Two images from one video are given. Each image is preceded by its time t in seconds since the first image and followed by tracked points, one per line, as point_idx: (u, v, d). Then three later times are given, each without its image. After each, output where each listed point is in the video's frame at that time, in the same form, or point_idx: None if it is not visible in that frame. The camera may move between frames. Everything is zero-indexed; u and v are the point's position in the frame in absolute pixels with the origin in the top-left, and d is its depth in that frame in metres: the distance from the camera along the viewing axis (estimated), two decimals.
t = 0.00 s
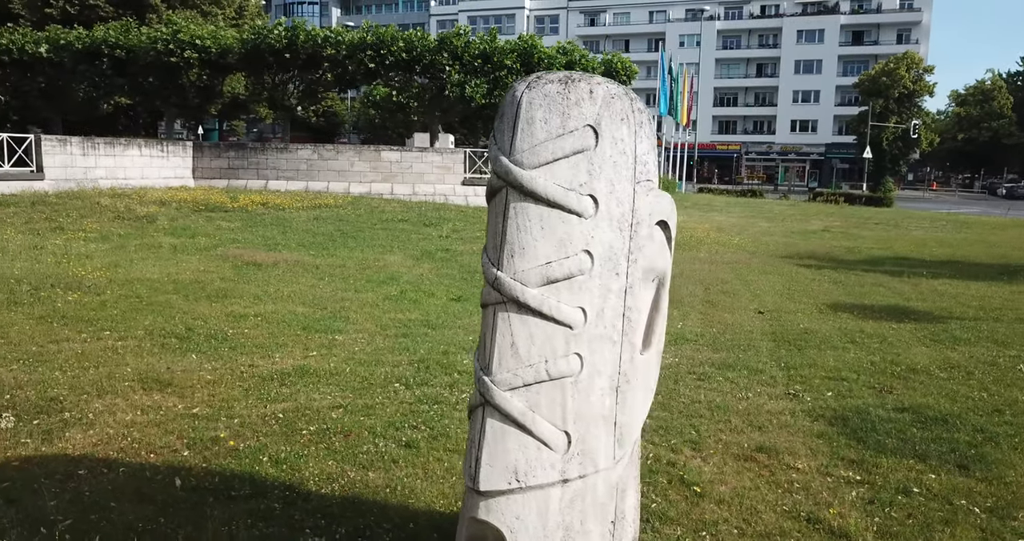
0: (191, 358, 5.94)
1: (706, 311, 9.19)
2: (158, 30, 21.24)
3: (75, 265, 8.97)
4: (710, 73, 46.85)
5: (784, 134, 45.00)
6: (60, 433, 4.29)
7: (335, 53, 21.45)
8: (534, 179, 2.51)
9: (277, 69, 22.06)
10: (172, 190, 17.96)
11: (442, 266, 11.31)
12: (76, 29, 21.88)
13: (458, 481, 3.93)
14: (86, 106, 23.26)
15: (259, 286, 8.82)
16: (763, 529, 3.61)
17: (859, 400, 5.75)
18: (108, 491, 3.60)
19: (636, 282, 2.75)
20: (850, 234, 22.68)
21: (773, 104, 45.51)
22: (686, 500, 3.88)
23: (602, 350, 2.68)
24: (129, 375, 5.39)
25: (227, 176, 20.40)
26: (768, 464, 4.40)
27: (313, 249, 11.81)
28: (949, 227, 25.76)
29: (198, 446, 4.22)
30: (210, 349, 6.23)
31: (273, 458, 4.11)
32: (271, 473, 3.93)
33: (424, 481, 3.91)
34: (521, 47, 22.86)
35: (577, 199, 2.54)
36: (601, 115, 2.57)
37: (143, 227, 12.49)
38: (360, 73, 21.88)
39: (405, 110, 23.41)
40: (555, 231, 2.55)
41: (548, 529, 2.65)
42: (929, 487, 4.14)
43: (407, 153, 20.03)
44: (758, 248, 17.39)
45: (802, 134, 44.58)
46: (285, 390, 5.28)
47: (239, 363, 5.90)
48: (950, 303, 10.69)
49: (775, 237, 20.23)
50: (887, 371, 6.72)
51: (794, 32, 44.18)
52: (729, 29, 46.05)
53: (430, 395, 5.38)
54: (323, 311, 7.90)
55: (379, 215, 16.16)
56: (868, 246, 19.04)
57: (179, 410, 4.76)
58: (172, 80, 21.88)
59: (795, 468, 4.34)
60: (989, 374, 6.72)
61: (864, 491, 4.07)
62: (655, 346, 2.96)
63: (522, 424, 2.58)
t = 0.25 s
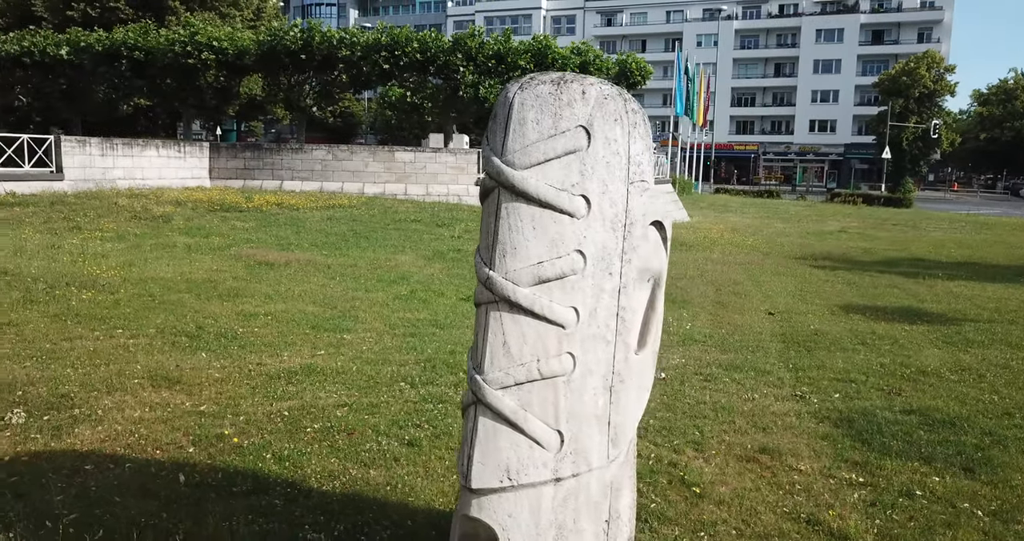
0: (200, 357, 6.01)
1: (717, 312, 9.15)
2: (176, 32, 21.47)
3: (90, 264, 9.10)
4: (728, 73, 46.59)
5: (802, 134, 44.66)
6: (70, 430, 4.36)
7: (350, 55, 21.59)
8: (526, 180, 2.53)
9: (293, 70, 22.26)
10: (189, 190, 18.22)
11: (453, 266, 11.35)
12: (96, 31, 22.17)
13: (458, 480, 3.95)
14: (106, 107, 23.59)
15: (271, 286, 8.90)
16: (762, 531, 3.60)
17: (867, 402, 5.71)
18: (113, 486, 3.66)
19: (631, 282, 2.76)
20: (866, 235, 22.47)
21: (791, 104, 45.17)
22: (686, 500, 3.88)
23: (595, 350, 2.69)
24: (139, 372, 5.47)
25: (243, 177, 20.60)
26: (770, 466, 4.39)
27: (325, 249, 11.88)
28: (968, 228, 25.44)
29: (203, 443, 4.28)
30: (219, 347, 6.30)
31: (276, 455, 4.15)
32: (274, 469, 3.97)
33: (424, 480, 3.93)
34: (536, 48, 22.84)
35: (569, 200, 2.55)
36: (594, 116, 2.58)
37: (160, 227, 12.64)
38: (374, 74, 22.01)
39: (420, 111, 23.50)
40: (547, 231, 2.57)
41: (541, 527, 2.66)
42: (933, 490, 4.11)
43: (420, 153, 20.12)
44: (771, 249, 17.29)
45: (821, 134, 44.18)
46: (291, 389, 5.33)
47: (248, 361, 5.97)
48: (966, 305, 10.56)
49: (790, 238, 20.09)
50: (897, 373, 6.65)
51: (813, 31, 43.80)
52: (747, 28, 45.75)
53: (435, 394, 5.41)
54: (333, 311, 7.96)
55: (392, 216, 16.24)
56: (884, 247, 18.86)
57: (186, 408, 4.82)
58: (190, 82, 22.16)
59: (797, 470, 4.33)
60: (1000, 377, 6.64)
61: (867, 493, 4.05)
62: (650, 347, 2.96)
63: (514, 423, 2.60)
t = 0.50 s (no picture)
0: (210, 355, 6.08)
1: (727, 312, 9.12)
2: (194, 34, 21.69)
3: (105, 264, 9.23)
4: (745, 73, 46.29)
5: (821, 134, 44.28)
6: (79, 426, 4.43)
7: (365, 55, 21.72)
8: (518, 180, 2.55)
9: (308, 71, 22.43)
10: (206, 190, 18.43)
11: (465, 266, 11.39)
12: (116, 34, 22.43)
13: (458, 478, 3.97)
14: (125, 108, 23.90)
15: (283, 285, 8.98)
16: (760, 532, 3.59)
17: (874, 404, 5.67)
18: (119, 481, 3.72)
19: (625, 282, 2.77)
20: (883, 236, 22.27)
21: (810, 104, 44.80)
22: (686, 500, 3.89)
23: (589, 349, 2.71)
24: (149, 370, 5.55)
25: (259, 177, 20.78)
26: (773, 467, 4.37)
27: (338, 249, 11.96)
28: (988, 229, 25.15)
29: (209, 440, 4.34)
30: (229, 345, 6.37)
31: (280, 452, 4.20)
32: (277, 466, 4.02)
33: (425, 478, 3.96)
34: (550, 48, 22.83)
35: (562, 199, 2.57)
36: (587, 116, 2.59)
37: (175, 227, 12.78)
38: (389, 75, 22.13)
39: (434, 112, 23.58)
40: (540, 230, 2.58)
41: (533, 525, 2.68)
42: (937, 493, 4.08)
43: (434, 154, 20.18)
44: (786, 250, 17.19)
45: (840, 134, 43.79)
46: (298, 387, 5.38)
47: (257, 359, 6.03)
48: (981, 307, 10.45)
49: (805, 239, 19.96)
50: (907, 375, 6.59)
51: (832, 31, 43.41)
52: (765, 28, 45.43)
53: (440, 393, 5.43)
54: (343, 310, 8.02)
55: (405, 216, 16.32)
56: (901, 249, 18.68)
57: (194, 405, 4.88)
58: (208, 83, 22.38)
59: (800, 471, 4.31)
60: (1012, 380, 6.56)
61: (869, 495, 4.03)
62: (646, 346, 2.97)
63: (507, 421, 2.62)
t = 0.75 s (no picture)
0: (219, 353, 6.16)
1: (738, 314, 9.07)
2: (211, 36, 21.88)
3: (120, 263, 9.35)
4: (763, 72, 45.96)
5: (840, 134, 43.88)
6: (88, 422, 4.50)
7: (379, 56, 21.81)
8: (511, 180, 2.56)
9: (324, 72, 22.57)
10: (222, 190, 18.66)
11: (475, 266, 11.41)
12: (135, 36, 22.70)
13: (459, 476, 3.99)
14: (144, 109, 24.19)
15: (294, 285, 9.06)
16: (759, 533, 3.59)
17: (882, 406, 5.62)
18: (124, 477, 3.77)
19: (620, 282, 2.77)
20: (901, 237, 22.06)
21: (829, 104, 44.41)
22: (687, 501, 3.88)
23: (583, 349, 2.72)
24: (159, 368, 5.62)
25: (274, 177, 20.94)
26: (777, 469, 4.35)
27: (350, 249, 12.04)
28: (1008, 230, 24.81)
29: (214, 437, 4.39)
30: (239, 344, 6.44)
31: (284, 450, 4.24)
32: (281, 463, 4.06)
33: (424, 476, 3.99)
34: (564, 49, 22.77)
35: (555, 200, 2.58)
36: (580, 117, 2.60)
37: (190, 227, 12.91)
38: (403, 76, 22.26)
39: (448, 113, 23.63)
40: (534, 230, 2.60)
41: (526, 525, 2.69)
42: (941, 496, 4.04)
43: (448, 154, 20.22)
44: (800, 250, 17.07)
45: (859, 134, 43.39)
46: (304, 386, 5.44)
47: (265, 358, 6.09)
48: (996, 309, 10.32)
49: (821, 240, 19.82)
50: (917, 377, 6.53)
51: (852, 30, 42.98)
52: (784, 27, 45.04)
53: (445, 392, 5.46)
54: (353, 310, 8.08)
55: (418, 216, 16.38)
56: (918, 250, 18.48)
57: (201, 403, 4.94)
58: (225, 84, 22.60)
59: (802, 473, 4.29)
60: None
61: (872, 498, 4.00)
62: (642, 346, 2.97)
63: (500, 419, 2.63)
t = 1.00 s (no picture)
0: (229, 351, 6.21)
1: (749, 315, 9.02)
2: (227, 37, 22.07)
3: (134, 262, 9.46)
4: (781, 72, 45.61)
5: (859, 134, 43.48)
6: (96, 419, 4.57)
7: (393, 57, 21.89)
8: (504, 181, 2.58)
9: (340, 73, 22.70)
10: (238, 190, 18.88)
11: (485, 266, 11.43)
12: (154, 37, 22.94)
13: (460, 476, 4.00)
14: (162, 110, 24.47)
15: (306, 284, 9.13)
16: (758, 535, 3.57)
17: (890, 409, 5.58)
18: (129, 473, 3.82)
19: (614, 283, 2.78)
20: (918, 238, 21.83)
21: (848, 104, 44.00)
22: (687, 502, 3.87)
23: (577, 349, 2.72)
24: (168, 366, 5.69)
25: (290, 178, 21.09)
26: (780, 471, 4.33)
27: (363, 248, 12.11)
28: None
29: (219, 435, 4.43)
30: (248, 343, 6.50)
31: (288, 448, 4.28)
32: (284, 461, 4.10)
33: (425, 475, 4.01)
34: (579, 49, 22.69)
35: (548, 200, 2.59)
36: (574, 118, 2.61)
37: (205, 226, 13.04)
38: (418, 76, 22.33)
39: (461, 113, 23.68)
40: (527, 230, 2.61)
41: (519, 523, 2.71)
42: (946, 500, 4.00)
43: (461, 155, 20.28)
44: (815, 251, 16.95)
45: (878, 134, 42.99)
46: (311, 384, 5.48)
47: (273, 357, 6.15)
48: (1013, 311, 10.18)
49: (836, 241, 19.68)
50: (928, 380, 6.46)
51: (871, 29, 42.55)
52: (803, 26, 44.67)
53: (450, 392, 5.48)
54: (362, 309, 8.13)
55: (431, 216, 16.45)
56: (935, 251, 18.28)
57: (208, 400, 5.00)
58: (242, 85, 22.81)
59: (806, 475, 4.27)
60: None
61: (876, 501, 3.97)
62: (638, 346, 2.97)
63: (493, 419, 2.64)
